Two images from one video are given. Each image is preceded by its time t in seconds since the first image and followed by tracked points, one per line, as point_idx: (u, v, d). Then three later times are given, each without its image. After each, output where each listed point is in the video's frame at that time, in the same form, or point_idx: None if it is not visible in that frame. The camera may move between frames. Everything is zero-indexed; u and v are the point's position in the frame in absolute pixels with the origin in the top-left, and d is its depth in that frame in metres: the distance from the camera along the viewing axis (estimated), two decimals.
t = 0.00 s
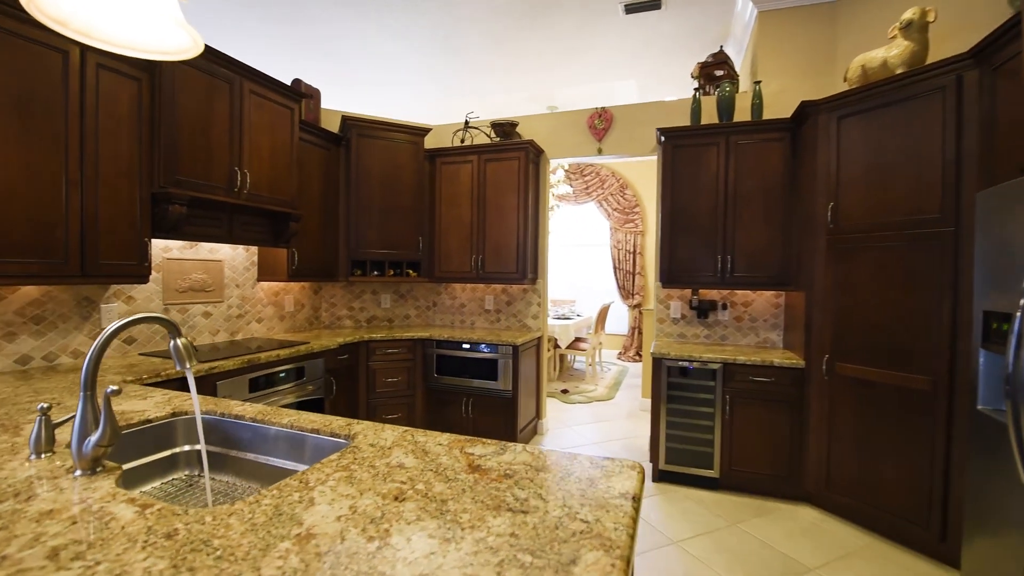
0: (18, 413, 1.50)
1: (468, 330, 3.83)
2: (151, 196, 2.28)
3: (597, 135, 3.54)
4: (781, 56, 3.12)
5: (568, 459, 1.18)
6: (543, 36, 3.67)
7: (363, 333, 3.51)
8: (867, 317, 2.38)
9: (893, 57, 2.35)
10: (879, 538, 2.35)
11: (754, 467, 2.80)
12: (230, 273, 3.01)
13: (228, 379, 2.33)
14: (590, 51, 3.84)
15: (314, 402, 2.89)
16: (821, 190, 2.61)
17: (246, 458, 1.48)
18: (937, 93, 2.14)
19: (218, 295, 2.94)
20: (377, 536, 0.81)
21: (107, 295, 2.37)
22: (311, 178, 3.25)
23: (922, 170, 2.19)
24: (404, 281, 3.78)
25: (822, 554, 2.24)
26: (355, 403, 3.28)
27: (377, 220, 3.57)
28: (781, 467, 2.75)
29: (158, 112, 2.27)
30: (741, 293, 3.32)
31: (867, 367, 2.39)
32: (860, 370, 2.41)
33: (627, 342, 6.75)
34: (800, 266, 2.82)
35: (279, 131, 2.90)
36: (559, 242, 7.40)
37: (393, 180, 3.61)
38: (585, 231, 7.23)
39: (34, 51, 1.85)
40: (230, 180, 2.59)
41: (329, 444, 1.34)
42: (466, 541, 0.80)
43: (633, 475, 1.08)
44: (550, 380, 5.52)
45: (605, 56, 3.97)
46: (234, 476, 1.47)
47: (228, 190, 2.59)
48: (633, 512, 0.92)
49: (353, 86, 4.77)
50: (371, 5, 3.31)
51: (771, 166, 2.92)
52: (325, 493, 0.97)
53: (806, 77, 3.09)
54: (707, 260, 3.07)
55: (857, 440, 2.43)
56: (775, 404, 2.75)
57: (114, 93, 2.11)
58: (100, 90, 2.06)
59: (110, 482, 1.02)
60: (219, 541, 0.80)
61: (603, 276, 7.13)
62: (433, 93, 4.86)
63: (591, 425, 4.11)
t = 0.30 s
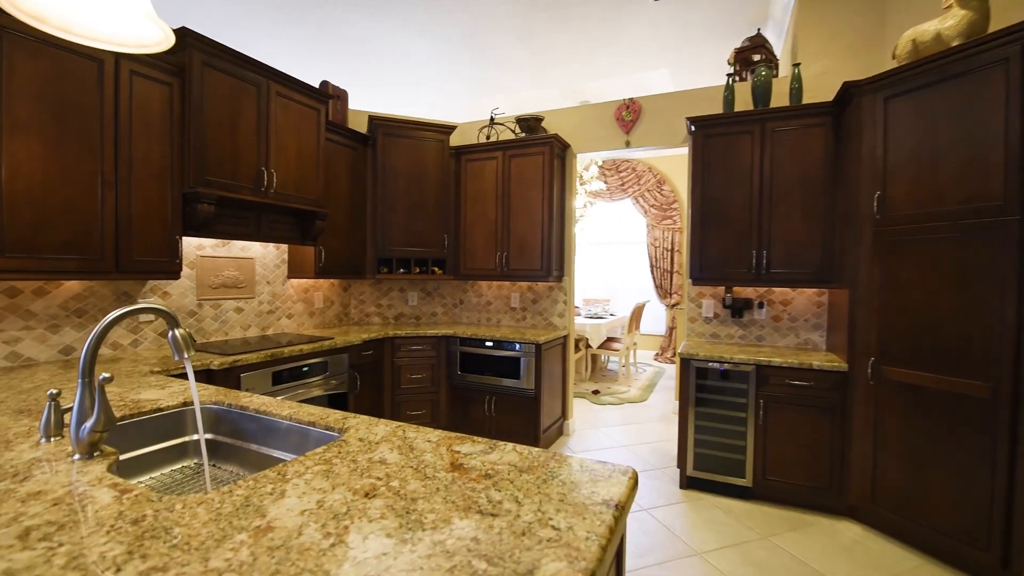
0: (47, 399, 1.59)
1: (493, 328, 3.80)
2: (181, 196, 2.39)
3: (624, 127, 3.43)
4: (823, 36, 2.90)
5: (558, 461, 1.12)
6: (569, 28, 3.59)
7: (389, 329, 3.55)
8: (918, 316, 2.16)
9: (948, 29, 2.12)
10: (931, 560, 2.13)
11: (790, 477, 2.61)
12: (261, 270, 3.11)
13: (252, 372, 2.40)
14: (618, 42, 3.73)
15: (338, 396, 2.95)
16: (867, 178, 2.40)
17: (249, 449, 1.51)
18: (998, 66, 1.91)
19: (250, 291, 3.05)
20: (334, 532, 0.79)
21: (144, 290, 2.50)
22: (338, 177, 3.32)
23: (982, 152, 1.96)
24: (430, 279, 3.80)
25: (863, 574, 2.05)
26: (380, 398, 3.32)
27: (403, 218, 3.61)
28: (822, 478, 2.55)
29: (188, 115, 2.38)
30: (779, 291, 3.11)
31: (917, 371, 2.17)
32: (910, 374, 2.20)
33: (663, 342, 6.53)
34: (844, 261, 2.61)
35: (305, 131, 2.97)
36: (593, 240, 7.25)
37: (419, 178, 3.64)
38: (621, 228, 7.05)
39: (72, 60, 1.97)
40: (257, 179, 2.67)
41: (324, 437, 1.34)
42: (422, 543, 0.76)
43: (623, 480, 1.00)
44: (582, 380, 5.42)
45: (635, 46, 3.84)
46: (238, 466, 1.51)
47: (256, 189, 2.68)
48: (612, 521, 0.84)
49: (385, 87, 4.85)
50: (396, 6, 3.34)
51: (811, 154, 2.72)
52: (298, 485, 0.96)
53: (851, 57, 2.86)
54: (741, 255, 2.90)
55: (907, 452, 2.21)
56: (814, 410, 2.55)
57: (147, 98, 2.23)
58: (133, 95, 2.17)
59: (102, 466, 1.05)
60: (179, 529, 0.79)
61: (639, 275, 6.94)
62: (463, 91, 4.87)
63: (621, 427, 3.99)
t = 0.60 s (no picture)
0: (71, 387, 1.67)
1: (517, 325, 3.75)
2: (208, 194, 2.47)
3: (652, 117, 3.29)
4: (870, 11, 2.67)
5: (546, 461, 1.05)
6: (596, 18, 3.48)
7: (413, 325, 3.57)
8: (976, 314, 1.94)
9: None
10: None
11: (830, 488, 2.41)
12: (288, 267, 3.19)
13: (273, 365, 2.45)
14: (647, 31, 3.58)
15: (360, 391, 2.98)
16: (917, 163, 2.18)
17: (252, 439, 1.52)
18: None
19: (277, 287, 3.13)
20: (288, 528, 0.75)
21: (175, 285, 2.60)
22: (362, 174, 3.35)
23: None
24: (454, 276, 3.79)
25: None
26: (402, 394, 3.34)
27: (427, 215, 3.62)
28: (865, 490, 2.34)
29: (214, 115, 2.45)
30: (820, 288, 2.90)
31: (975, 375, 1.95)
32: (966, 379, 1.98)
33: (700, 343, 6.28)
34: (892, 254, 2.39)
35: (329, 129, 3.02)
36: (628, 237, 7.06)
37: (443, 175, 3.63)
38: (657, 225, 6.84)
39: (103, 65, 2.07)
40: (281, 177, 2.73)
41: (318, 430, 1.32)
42: (375, 544, 0.71)
43: (611, 486, 0.92)
44: (612, 381, 5.28)
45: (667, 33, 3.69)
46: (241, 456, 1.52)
47: (280, 186, 2.74)
48: (587, 531, 0.76)
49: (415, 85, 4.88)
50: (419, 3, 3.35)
51: (855, 139, 2.51)
52: (271, 477, 0.94)
53: (902, 33, 2.61)
54: (777, 249, 2.71)
55: (963, 465, 1.99)
56: (857, 417, 2.35)
57: (174, 99, 2.31)
58: (161, 97, 2.26)
59: (95, 452, 1.07)
60: (140, 517, 0.79)
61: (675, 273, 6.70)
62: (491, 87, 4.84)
63: (650, 429, 3.84)
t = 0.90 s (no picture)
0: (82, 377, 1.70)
1: (537, 323, 3.65)
2: (225, 189, 2.50)
3: (678, 104, 3.13)
4: None
5: (529, 465, 0.95)
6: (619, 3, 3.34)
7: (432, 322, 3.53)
8: None
9: None
10: None
11: (872, 502, 2.21)
12: (308, 263, 3.21)
13: (286, 360, 2.45)
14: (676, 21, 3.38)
15: (376, 388, 2.96)
16: (974, 143, 1.95)
17: (246, 435, 1.49)
18: None
19: (297, 283, 3.16)
20: (226, 531, 0.70)
21: (196, 280, 2.66)
22: (381, 170, 3.34)
23: None
24: (474, 272, 3.74)
25: None
26: (419, 391, 3.31)
27: (446, 211, 3.58)
28: (912, 506, 2.12)
29: (230, 111, 2.48)
30: (863, 284, 2.66)
31: None
32: None
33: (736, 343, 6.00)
34: (945, 245, 2.15)
35: (346, 125, 3.01)
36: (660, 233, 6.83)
37: (462, 169, 3.58)
38: (690, 221, 6.58)
39: (120, 64, 2.12)
40: (297, 172, 2.75)
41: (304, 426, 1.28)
42: (309, 553, 0.64)
43: (591, 497, 0.82)
44: (641, 382, 5.10)
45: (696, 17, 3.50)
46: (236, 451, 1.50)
47: (297, 182, 2.75)
48: (551, 548, 0.67)
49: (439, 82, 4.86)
50: None
51: (903, 119, 2.28)
52: (231, 474, 0.89)
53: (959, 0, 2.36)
54: (813, 242, 2.51)
55: None
56: (904, 425, 2.13)
57: (191, 97, 2.35)
58: (178, 95, 2.30)
59: (72, 442, 1.06)
60: (83, 512, 0.75)
61: (709, 271, 6.42)
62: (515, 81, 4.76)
63: (677, 433, 3.66)
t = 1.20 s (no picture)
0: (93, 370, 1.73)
1: (557, 322, 3.55)
2: (241, 187, 2.53)
3: (705, 91, 2.96)
4: None
5: (505, 474, 0.87)
6: None
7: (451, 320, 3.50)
8: None
9: None
10: None
11: (918, 521, 2.00)
12: (326, 261, 3.23)
13: (298, 357, 2.45)
14: (704, 6, 3.20)
15: (390, 386, 2.94)
16: None
17: (240, 432, 1.46)
18: None
19: (315, 280, 3.17)
20: (157, 538, 0.65)
21: (215, 277, 2.70)
22: (398, 167, 3.32)
23: None
24: (493, 270, 3.67)
25: None
26: (436, 390, 3.28)
27: (465, 208, 3.53)
28: (965, 528, 1.91)
29: (246, 110, 2.50)
30: (910, 281, 2.44)
31: None
32: None
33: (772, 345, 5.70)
34: (1004, 238, 1.93)
35: (362, 122, 3.01)
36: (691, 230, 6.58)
37: (481, 165, 3.52)
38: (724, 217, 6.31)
39: (137, 64, 2.16)
40: (312, 170, 2.75)
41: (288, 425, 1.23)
42: (233, 569, 0.58)
43: (564, 514, 0.72)
44: (669, 384, 4.91)
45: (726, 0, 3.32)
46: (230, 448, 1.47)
47: (312, 180, 2.76)
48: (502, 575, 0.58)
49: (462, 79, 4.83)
50: None
51: (955, 99, 2.06)
52: (189, 474, 0.85)
53: None
54: (851, 235, 2.31)
55: None
56: (955, 437, 1.92)
57: (208, 96, 2.39)
58: (195, 95, 2.34)
59: (53, 435, 1.05)
60: (26, 510, 0.72)
61: (744, 269, 6.13)
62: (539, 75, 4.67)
63: (705, 439, 3.48)
